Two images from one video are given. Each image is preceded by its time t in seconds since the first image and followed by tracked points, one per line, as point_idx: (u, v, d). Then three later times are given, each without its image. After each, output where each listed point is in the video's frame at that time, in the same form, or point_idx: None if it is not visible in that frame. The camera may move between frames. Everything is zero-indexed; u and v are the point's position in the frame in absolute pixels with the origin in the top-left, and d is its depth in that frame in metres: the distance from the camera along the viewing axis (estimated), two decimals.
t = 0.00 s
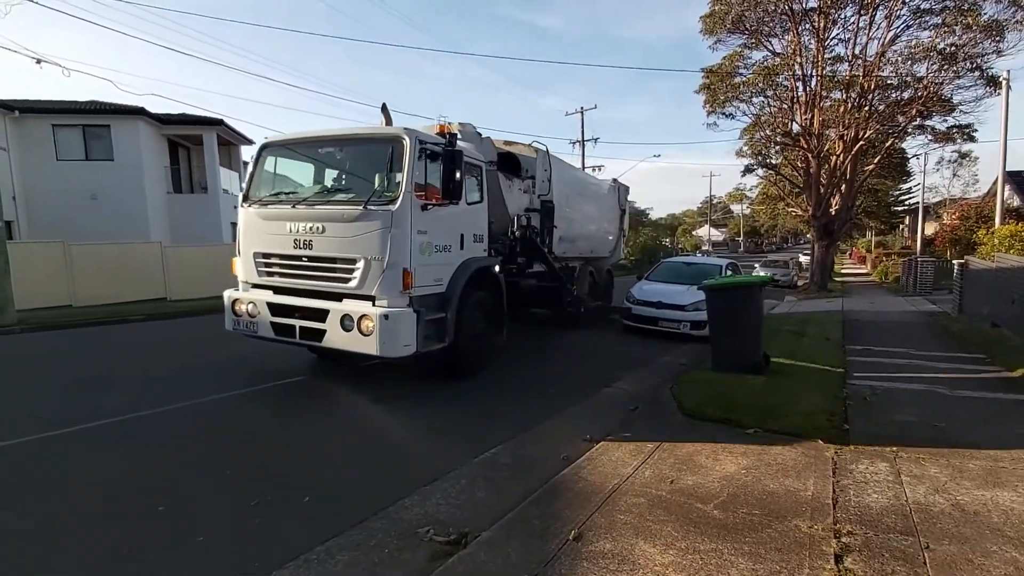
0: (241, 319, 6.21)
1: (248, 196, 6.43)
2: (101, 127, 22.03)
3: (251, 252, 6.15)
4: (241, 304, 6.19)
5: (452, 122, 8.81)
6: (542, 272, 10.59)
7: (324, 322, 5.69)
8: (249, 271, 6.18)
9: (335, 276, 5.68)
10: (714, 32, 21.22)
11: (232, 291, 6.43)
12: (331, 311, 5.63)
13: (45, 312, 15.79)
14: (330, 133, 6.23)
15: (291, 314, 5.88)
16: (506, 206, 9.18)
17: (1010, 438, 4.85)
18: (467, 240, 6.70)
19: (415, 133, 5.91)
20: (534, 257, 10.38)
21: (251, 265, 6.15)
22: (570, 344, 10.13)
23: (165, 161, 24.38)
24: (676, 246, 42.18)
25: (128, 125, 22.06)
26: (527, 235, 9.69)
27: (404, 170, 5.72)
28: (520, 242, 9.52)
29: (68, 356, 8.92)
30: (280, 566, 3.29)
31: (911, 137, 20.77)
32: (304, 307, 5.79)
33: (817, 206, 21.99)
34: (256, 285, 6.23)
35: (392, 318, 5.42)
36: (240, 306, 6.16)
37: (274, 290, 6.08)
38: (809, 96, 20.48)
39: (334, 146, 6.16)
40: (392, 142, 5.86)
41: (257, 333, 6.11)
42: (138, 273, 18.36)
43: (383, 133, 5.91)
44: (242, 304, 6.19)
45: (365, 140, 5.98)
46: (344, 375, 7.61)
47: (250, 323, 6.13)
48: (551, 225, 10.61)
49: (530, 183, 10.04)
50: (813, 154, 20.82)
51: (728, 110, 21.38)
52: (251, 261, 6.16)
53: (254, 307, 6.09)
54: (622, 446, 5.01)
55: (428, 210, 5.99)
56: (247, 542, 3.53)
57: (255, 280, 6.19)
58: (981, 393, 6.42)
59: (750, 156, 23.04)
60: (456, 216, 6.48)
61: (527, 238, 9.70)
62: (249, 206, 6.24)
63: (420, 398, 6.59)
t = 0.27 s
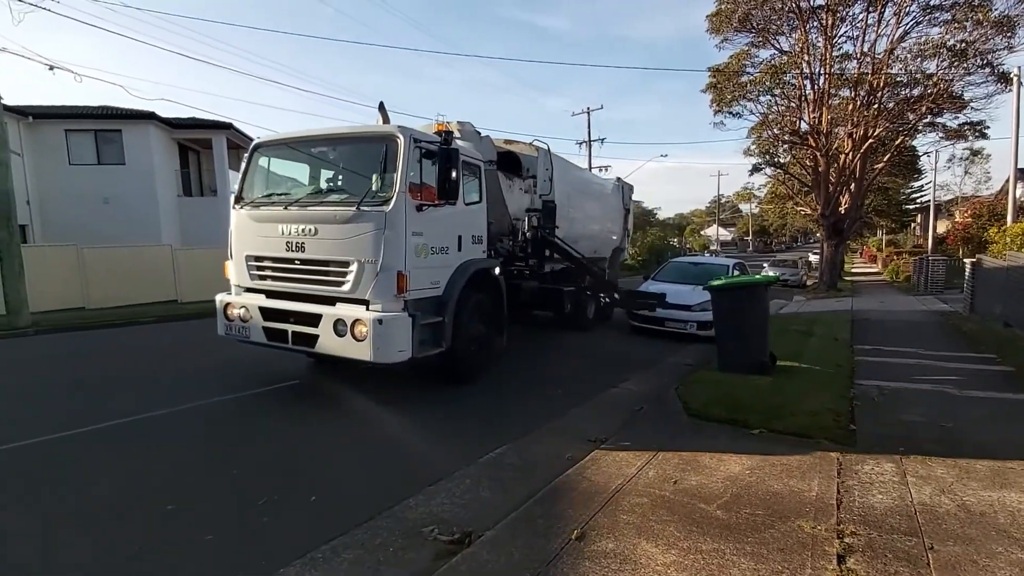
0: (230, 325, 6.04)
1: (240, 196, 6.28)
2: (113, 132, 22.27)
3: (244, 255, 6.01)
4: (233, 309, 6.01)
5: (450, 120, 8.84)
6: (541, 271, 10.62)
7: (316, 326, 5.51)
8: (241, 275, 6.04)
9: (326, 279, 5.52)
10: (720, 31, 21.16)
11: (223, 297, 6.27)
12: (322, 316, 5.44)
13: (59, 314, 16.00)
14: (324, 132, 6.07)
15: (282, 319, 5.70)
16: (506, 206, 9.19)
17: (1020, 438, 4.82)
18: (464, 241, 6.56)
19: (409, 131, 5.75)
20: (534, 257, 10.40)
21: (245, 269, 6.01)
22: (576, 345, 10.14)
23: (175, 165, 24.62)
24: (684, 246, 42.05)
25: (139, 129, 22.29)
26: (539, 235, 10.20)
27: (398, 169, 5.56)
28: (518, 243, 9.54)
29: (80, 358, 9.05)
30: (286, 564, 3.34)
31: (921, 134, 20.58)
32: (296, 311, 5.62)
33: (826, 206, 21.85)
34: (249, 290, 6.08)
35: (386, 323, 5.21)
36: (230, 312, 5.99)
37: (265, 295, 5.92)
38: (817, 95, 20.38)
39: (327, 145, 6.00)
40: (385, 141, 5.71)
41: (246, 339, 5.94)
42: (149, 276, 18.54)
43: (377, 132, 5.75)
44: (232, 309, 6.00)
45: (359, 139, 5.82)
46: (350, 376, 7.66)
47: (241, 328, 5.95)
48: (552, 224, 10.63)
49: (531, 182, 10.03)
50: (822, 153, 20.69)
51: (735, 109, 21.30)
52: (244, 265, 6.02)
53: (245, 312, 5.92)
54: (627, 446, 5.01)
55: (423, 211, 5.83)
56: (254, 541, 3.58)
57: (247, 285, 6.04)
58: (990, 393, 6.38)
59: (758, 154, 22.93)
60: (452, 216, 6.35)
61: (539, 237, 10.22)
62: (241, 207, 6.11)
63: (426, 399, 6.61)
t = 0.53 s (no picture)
0: (231, 327, 6.08)
1: (238, 198, 6.27)
2: (124, 136, 22.50)
3: (242, 257, 6.02)
4: (232, 312, 6.06)
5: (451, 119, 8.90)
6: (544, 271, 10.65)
7: (315, 330, 5.52)
8: (240, 277, 6.06)
9: (324, 281, 5.52)
10: (726, 31, 21.13)
11: (222, 299, 6.30)
12: (321, 318, 5.45)
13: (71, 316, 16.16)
14: (322, 131, 6.08)
15: (281, 322, 5.74)
16: (508, 206, 9.23)
17: None
18: (464, 242, 6.58)
19: (409, 130, 5.76)
20: (537, 257, 10.43)
21: (242, 270, 6.03)
22: (583, 345, 10.15)
23: (184, 168, 24.84)
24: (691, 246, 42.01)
25: (150, 133, 22.52)
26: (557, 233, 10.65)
27: (397, 169, 5.57)
28: (520, 243, 9.58)
29: (93, 359, 9.17)
30: (297, 560, 3.39)
31: (931, 132, 20.45)
32: (295, 313, 5.63)
33: (834, 204, 21.75)
34: (247, 292, 6.11)
35: (384, 326, 5.23)
36: (230, 314, 6.04)
37: (264, 298, 5.95)
38: (825, 93, 20.30)
39: (325, 145, 6.00)
40: (385, 141, 5.72)
41: (246, 342, 5.98)
42: (160, 278, 18.73)
43: (376, 131, 5.76)
44: (232, 311, 6.06)
45: (358, 138, 5.83)
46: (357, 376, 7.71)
47: (240, 331, 5.99)
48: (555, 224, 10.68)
49: (534, 181, 10.06)
50: (830, 151, 20.62)
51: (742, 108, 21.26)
52: (242, 267, 6.04)
53: (243, 315, 5.95)
54: (633, 445, 5.03)
55: (422, 211, 5.84)
56: (266, 537, 3.63)
57: (246, 287, 6.06)
58: (1000, 392, 6.35)
59: (765, 154, 22.88)
60: (452, 217, 6.37)
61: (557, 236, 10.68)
62: (239, 209, 6.11)
63: (433, 399, 6.66)
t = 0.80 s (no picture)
0: (231, 328, 6.12)
1: (238, 199, 6.30)
2: (132, 138, 22.66)
3: (242, 258, 6.06)
4: (232, 313, 6.10)
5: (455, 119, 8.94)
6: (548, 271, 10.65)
7: (315, 331, 5.55)
8: (240, 277, 6.10)
9: (325, 282, 5.55)
10: (733, 31, 21.10)
11: (223, 300, 6.34)
12: (322, 319, 5.47)
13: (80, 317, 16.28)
14: (322, 131, 6.11)
15: (281, 323, 5.78)
16: (511, 206, 9.24)
17: None
18: (466, 242, 6.60)
19: (411, 129, 5.78)
20: (541, 257, 10.44)
21: (243, 271, 6.06)
22: (588, 346, 10.16)
23: (192, 170, 25.00)
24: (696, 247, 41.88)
25: (158, 135, 22.67)
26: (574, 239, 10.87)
27: (399, 168, 5.59)
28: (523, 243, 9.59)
29: (102, 358, 9.26)
30: (306, 557, 3.42)
31: (939, 132, 20.34)
32: (296, 314, 5.66)
33: (840, 205, 21.66)
34: (248, 293, 6.14)
35: (385, 327, 5.25)
36: (231, 315, 6.08)
37: (264, 298, 5.98)
38: (832, 93, 20.22)
39: (326, 144, 6.03)
40: (386, 140, 5.74)
41: (246, 343, 6.01)
42: (168, 279, 18.86)
43: (376, 131, 5.79)
44: (232, 312, 6.09)
45: (358, 138, 5.86)
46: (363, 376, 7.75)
47: (241, 332, 6.03)
48: (558, 225, 10.68)
49: (538, 181, 10.07)
50: (837, 152, 20.55)
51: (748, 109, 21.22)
52: (243, 268, 6.07)
53: (244, 316, 5.98)
54: (639, 446, 5.03)
55: (424, 211, 5.86)
56: (276, 535, 3.66)
57: (246, 287, 6.09)
58: (1008, 393, 6.32)
59: (772, 154, 22.82)
60: (454, 217, 6.38)
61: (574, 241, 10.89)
62: (240, 209, 6.14)
63: (439, 400, 6.69)
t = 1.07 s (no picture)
0: (232, 327, 6.12)
1: (238, 198, 6.31)
2: (136, 137, 22.71)
3: (242, 257, 6.07)
4: (232, 313, 6.11)
5: (456, 119, 8.96)
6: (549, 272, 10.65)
7: (315, 331, 5.56)
8: (240, 277, 6.11)
9: (325, 282, 5.56)
10: (735, 32, 21.09)
11: (224, 299, 6.35)
12: (322, 319, 5.48)
13: (84, 315, 16.33)
14: (323, 131, 6.12)
15: (281, 323, 5.79)
16: (512, 207, 9.25)
17: None
18: (467, 242, 6.60)
19: (412, 129, 5.78)
20: (541, 258, 10.44)
21: (243, 270, 6.07)
22: (589, 347, 10.15)
23: (195, 169, 25.06)
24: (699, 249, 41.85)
25: (161, 135, 22.72)
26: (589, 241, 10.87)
27: (400, 168, 5.59)
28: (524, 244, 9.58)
29: (105, 357, 9.29)
30: (307, 556, 3.43)
31: (942, 134, 20.30)
32: (296, 314, 5.67)
33: (843, 207, 21.63)
34: (247, 292, 6.15)
35: (385, 328, 5.25)
36: (231, 314, 6.08)
37: (264, 298, 5.99)
38: (835, 94, 20.19)
39: (327, 144, 6.05)
40: (386, 140, 5.75)
41: (246, 342, 6.02)
42: (172, 278, 18.91)
43: (377, 130, 5.79)
44: (232, 312, 6.10)
45: (359, 138, 5.87)
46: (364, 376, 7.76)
47: (240, 332, 6.04)
48: (559, 225, 10.69)
49: (539, 182, 10.08)
50: (839, 153, 20.53)
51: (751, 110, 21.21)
52: (243, 267, 6.08)
53: (243, 316, 6.00)
54: (640, 447, 5.02)
55: (425, 211, 5.86)
56: (277, 534, 3.67)
57: (246, 287, 6.11)
58: (1012, 396, 6.30)
59: (775, 156, 22.80)
60: (455, 217, 6.39)
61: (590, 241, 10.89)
62: (240, 209, 6.16)
63: (441, 400, 6.70)
